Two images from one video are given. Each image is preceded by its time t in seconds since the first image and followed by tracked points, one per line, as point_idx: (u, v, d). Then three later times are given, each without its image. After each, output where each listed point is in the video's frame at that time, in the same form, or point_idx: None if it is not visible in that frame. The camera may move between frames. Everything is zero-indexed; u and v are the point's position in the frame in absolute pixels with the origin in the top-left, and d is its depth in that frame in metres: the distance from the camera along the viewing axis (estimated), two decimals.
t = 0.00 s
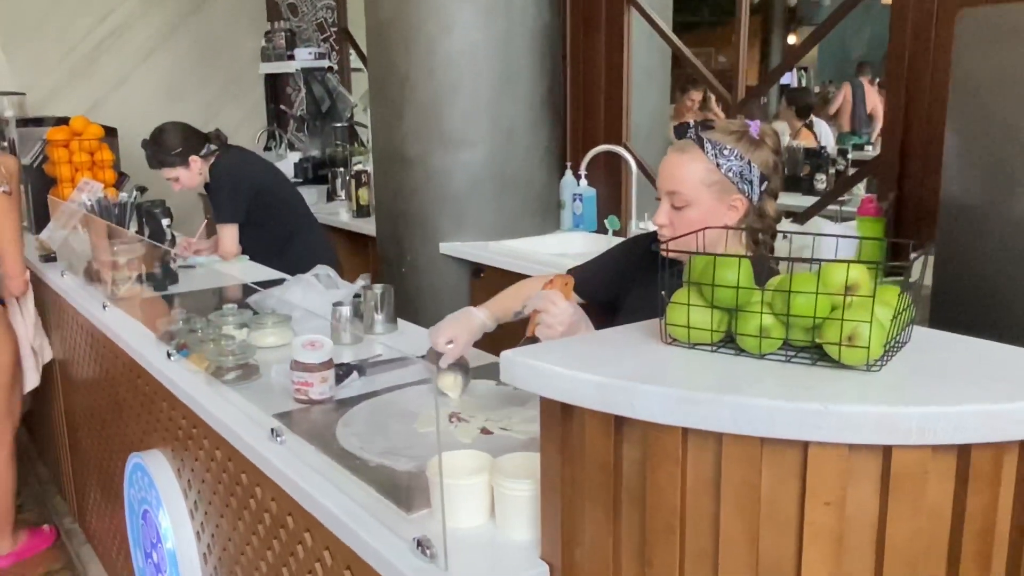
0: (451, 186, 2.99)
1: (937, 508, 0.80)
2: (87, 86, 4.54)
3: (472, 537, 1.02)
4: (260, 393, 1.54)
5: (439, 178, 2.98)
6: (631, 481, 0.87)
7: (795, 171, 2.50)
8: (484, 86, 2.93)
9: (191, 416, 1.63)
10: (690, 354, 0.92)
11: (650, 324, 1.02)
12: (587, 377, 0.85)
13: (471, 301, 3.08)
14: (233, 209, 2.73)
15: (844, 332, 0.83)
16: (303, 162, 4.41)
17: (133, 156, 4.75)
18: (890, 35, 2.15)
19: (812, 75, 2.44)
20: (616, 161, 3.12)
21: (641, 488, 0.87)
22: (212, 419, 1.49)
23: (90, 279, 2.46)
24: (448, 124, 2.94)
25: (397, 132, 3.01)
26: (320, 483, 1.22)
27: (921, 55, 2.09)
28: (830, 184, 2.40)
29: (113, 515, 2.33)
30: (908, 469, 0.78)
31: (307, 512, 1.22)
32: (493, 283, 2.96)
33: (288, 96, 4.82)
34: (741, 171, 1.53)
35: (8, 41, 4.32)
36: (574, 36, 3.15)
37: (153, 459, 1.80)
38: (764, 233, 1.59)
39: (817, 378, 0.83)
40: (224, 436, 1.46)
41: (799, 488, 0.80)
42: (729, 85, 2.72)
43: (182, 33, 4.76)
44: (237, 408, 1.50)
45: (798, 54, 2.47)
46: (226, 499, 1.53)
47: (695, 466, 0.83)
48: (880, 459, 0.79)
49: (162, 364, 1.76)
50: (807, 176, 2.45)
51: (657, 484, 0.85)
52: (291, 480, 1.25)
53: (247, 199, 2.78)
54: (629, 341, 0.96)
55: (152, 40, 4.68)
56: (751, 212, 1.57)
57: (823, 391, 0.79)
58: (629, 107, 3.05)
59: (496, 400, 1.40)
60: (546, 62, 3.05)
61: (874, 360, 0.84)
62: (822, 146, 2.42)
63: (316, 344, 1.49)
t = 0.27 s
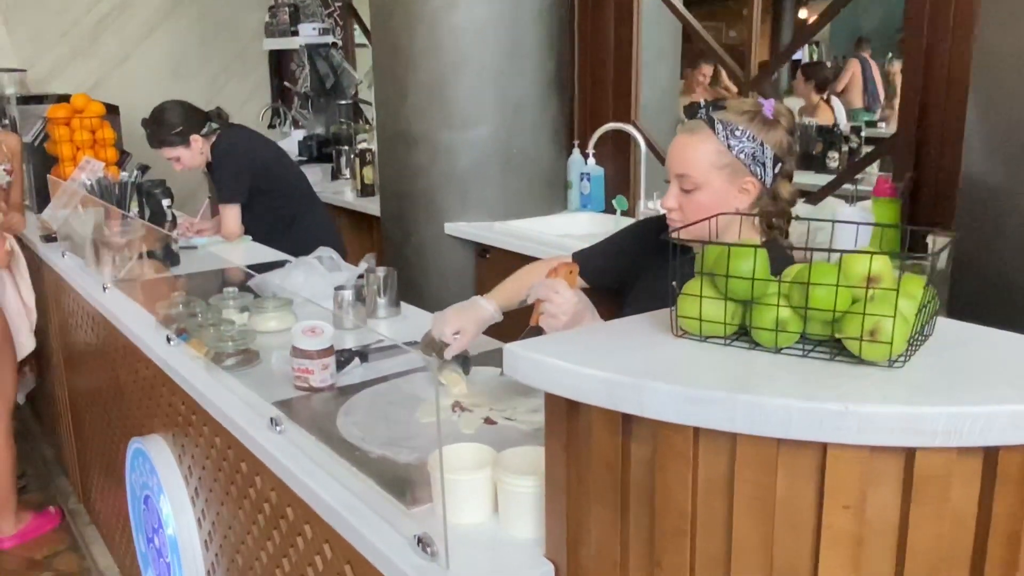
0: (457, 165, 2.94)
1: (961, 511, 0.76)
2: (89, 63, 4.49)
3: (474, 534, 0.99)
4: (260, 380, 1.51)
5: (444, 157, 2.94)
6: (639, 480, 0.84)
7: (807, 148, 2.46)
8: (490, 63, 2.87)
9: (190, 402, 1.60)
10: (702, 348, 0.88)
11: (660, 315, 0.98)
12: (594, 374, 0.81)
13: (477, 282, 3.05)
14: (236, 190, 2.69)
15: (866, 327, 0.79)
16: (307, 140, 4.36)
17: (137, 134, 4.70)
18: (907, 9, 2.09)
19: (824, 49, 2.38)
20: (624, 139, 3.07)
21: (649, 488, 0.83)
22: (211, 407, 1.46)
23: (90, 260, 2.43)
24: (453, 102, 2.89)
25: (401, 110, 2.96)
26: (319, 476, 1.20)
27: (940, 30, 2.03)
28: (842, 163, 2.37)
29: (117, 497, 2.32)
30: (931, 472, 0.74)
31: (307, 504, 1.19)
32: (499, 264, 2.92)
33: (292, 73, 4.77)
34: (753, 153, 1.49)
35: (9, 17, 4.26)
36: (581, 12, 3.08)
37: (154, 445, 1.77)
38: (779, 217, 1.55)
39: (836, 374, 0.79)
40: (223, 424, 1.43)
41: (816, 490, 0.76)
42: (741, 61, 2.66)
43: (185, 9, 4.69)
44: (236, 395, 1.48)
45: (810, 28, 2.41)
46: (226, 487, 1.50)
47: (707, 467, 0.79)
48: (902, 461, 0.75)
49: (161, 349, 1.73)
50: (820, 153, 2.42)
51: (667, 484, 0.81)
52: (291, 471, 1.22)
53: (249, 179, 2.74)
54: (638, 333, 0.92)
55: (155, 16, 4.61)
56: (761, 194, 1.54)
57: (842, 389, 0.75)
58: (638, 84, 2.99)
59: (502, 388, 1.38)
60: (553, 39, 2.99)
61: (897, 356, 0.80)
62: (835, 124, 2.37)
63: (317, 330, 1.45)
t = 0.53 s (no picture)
0: (460, 147, 2.89)
1: (989, 516, 0.73)
2: (88, 42, 4.42)
3: (480, 531, 0.96)
4: (260, 368, 1.48)
5: (448, 138, 2.89)
6: (652, 481, 0.81)
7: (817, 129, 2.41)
8: (495, 42, 2.82)
9: (190, 390, 1.57)
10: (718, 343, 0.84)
11: (671, 309, 0.95)
12: (606, 370, 0.78)
13: (481, 265, 3.01)
14: (236, 172, 2.65)
15: (891, 321, 0.76)
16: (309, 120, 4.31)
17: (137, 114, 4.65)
18: None
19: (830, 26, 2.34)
20: (631, 120, 3.03)
21: (663, 489, 0.80)
22: (211, 396, 1.43)
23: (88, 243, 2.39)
24: (456, 83, 2.84)
25: (404, 91, 2.91)
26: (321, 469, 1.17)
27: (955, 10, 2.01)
28: (850, 144, 2.34)
29: (118, 482, 2.30)
30: (959, 476, 0.71)
31: (308, 498, 1.16)
32: (503, 247, 2.88)
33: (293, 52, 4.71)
34: (766, 137, 1.46)
35: None
36: None
37: (153, 432, 1.75)
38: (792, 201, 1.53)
39: (859, 372, 0.76)
40: (223, 414, 1.40)
41: (838, 493, 0.73)
42: (750, 40, 2.61)
43: None
44: (236, 385, 1.45)
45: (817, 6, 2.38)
46: (226, 477, 1.48)
47: (723, 467, 0.76)
48: (928, 464, 0.71)
49: (160, 336, 1.70)
50: (828, 134, 2.37)
51: (682, 485, 0.78)
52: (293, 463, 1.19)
53: (250, 161, 2.69)
54: (651, 326, 0.89)
55: None
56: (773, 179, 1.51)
57: (867, 389, 0.72)
58: (645, 64, 2.94)
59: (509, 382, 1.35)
60: (558, 17, 2.93)
61: (922, 352, 0.77)
62: (844, 104, 2.33)
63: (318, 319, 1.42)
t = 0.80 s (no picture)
0: (460, 134, 2.85)
1: (1020, 526, 0.70)
2: (82, 27, 4.36)
3: (485, 536, 0.93)
4: (258, 363, 1.45)
5: (448, 125, 2.84)
6: (666, 487, 0.78)
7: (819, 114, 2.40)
8: (496, 27, 2.77)
9: (186, 385, 1.54)
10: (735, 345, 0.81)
11: (684, 308, 0.92)
12: (619, 373, 0.75)
13: (482, 254, 2.98)
14: (233, 160, 2.61)
15: (916, 323, 0.72)
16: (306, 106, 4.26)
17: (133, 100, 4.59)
18: None
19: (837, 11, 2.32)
20: (634, 106, 2.98)
21: (677, 496, 0.77)
22: (208, 391, 1.40)
23: (83, 233, 2.35)
24: (457, 68, 2.79)
25: (403, 76, 2.86)
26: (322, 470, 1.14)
27: None
28: (854, 129, 2.32)
29: (115, 474, 2.27)
30: (990, 485, 0.68)
31: (309, 499, 1.13)
32: (505, 236, 2.85)
33: (290, 36, 4.65)
34: (766, 123, 1.42)
35: None
36: None
37: (150, 427, 1.72)
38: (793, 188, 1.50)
39: (885, 376, 0.72)
40: (221, 410, 1.37)
41: (861, 502, 0.70)
42: (755, 24, 2.57)
43: None
44: (233, 380, 1.41)
45: None
46: (224, 474, 1.45)
47: (741, 474, 0.73)
48: (957, 473, 0.68)
49: (156, 329, 1.67)
50: (832, 120, 2.37)
51: (698, 493, 0.75)
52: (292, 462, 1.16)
53: (247, 149, 2.65)
54: (663, 327, 0.86)
55: None
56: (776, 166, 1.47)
57: (893, 394, 0.69)
58: (648, 48, 2.90)
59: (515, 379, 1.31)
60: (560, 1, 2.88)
61: (950, 356, 0.73)
62: (847, 89, 2.33)
63: (317, 313, 1.39)
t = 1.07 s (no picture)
0: (460, 124, 2.80)
1: None
2: (74, 15, 4.29)
3: (498, 546, 0.90)
4: (258, 364, 1.41)
5: (447, 115, 2.80)
6: (690, 499, 0.74)
7: (820, 103, 2.47)
8: (495, 14, 2.72)
9: (184, 384, 1.50)
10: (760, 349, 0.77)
11: (705, 310, 0.88)
12: (641, 382, 0.71)
13: (482, 245, 2.93)
14: (229, 151, 2.56)
15: (955, 330, 0.69)
16: (302, 95, 4.20)
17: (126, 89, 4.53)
18: None
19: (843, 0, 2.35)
20: (635, 95, 2.94)
21: (702, 509, 0.74)
22: (206, 392, 1.36)
23: (76, 226, 2.31)
24: (456, 57, 2.74)
25: (401, 65, 2.81)
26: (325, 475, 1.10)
27: None
28: (856, 118, 2.38)
29: (111, 472, 2.23)
30: None
31: (311, 505, 1.10)
32: (505, 227, 2.80)
33: (284, 24, 4.58)
34: (755, 105, 1.40)
35: None
36: None
37: (146, 427, 1.68)
38: (782, 173, 1.48)
39: (922, 383, 0.69)
40: (220, 412, 1.33)
41: (897, 517, 0.67)
42: (761, 13, 2.58)
43: None
44: (232, 380, 1.37)
45: None
46: (224, 476, 1.41)
47: (770, 488, 0.70)
48: (1000, 487, 0.65)
49: (151, 327, 1.63)
50: (834, 110, 2.43)
51: (725, 506, 0.72)
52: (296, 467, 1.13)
53: (243, 140, 2.60)
54: (685, 331, 0.82)
55: None
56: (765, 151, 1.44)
57: (933, 405, 0.65)
58: (650, 36, 2.85)
59: (525, 380, 1.27)
60: None
61: (989, 363, 0.70)
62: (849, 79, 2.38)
63: (318, 310, 1.34)
